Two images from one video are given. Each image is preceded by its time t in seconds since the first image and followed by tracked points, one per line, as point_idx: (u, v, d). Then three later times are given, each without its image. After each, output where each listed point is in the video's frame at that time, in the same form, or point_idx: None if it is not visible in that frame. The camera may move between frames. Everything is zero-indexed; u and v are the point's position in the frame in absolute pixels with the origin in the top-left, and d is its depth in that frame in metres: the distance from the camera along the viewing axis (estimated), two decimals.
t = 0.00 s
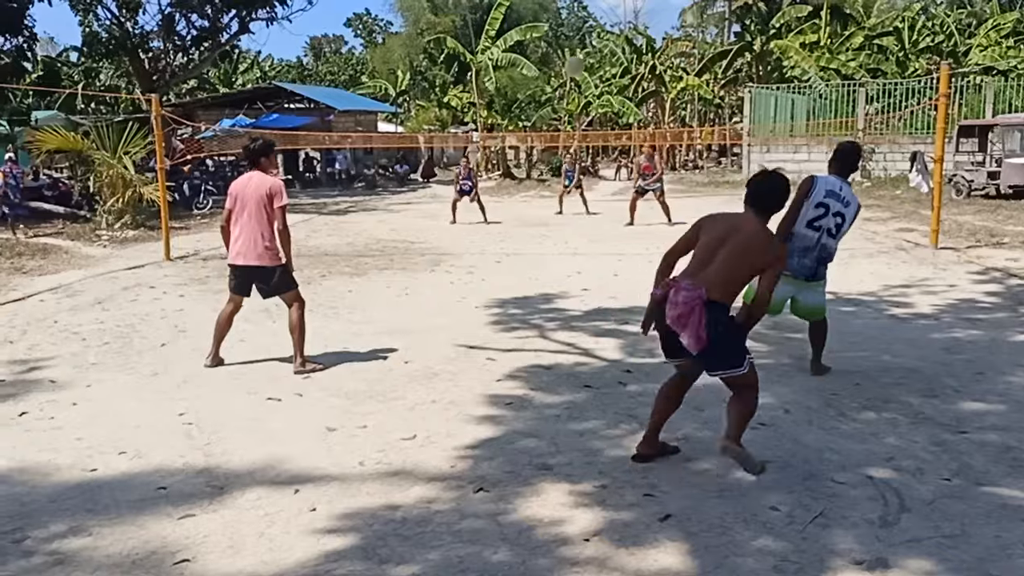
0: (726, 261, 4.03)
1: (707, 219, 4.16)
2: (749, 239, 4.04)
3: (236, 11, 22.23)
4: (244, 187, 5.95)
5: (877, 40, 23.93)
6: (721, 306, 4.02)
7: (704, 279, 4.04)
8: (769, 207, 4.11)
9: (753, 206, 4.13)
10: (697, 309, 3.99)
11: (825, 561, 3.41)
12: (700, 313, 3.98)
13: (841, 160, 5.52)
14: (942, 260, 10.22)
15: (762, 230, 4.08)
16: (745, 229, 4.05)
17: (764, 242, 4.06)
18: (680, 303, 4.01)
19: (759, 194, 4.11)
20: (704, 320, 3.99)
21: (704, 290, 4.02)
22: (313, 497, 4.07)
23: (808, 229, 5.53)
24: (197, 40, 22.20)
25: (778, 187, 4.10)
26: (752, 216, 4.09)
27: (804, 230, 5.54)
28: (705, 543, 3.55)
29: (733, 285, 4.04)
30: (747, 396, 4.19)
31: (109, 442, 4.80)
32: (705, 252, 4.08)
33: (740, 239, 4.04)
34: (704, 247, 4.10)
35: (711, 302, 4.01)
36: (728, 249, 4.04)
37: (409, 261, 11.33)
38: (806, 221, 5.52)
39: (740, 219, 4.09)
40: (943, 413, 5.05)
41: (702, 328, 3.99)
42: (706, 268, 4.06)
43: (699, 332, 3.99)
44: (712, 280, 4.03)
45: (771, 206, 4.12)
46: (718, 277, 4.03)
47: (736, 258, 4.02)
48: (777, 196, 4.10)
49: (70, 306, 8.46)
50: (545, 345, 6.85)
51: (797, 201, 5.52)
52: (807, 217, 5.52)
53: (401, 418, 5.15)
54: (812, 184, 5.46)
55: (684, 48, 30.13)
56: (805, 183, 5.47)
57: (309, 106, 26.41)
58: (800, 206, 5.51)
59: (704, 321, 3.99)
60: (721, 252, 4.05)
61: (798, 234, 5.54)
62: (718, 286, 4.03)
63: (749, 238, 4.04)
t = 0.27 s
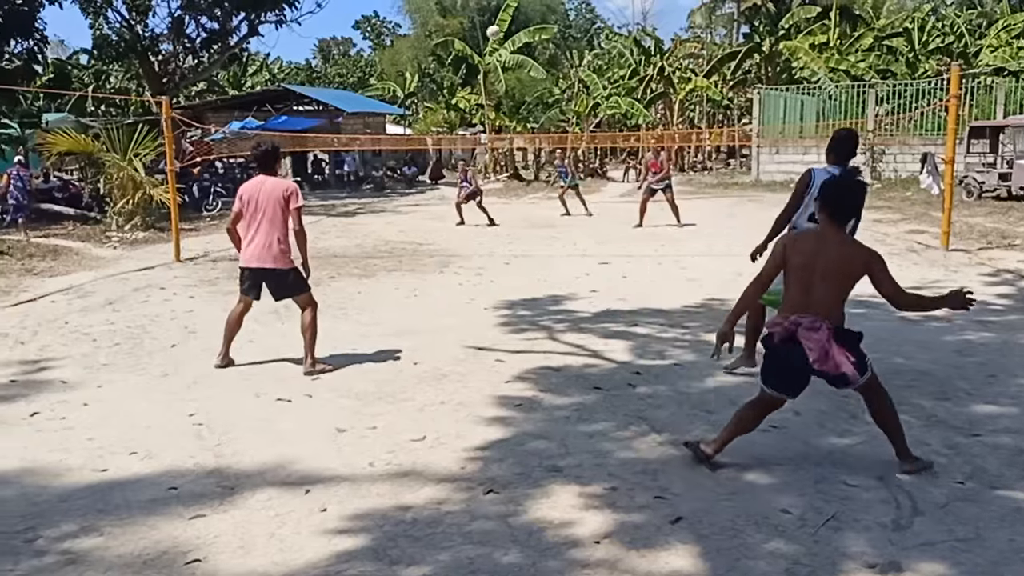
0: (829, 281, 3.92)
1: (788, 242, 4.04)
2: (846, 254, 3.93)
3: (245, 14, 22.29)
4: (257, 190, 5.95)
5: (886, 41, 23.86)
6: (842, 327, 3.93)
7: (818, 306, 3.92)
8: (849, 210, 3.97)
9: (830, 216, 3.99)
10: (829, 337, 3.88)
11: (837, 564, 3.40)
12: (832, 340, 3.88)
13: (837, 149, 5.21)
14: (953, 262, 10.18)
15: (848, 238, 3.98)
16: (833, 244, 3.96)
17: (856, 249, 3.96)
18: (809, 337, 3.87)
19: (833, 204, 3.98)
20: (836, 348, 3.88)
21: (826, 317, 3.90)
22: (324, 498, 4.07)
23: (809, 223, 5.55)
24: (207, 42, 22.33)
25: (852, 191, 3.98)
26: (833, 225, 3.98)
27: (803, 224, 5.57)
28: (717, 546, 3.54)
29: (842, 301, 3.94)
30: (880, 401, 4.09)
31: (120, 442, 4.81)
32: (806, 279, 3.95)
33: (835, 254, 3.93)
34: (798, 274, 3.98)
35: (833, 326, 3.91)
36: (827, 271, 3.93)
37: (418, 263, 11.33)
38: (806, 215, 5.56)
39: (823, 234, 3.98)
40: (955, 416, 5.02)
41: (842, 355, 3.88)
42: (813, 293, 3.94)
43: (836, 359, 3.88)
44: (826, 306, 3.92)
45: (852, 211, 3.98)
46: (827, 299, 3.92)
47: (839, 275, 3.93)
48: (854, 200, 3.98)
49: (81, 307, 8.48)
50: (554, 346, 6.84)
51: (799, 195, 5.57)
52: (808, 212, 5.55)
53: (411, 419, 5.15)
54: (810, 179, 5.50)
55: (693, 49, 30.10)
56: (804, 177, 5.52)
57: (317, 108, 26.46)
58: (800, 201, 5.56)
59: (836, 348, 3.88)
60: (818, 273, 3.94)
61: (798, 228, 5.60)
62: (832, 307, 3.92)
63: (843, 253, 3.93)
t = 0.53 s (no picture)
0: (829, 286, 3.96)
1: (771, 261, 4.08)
2: (831, 259, 3.97)
3: (258, 14, 22.34)
4: (244, 196, 5.94)
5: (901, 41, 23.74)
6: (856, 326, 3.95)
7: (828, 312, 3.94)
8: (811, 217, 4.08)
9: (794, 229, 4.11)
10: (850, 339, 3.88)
11: (851, 566, 3.38)
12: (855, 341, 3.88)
13: (812, 149, 5.24)
14: (968, 263, 10.12)
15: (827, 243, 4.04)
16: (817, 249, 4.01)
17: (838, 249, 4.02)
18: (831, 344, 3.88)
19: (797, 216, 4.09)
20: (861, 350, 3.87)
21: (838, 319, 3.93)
22: (336, 495, 4.08)
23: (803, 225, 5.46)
24: (221, 42, 22.39)
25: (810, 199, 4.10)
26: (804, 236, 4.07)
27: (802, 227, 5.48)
28: (730, 547, 3.53)
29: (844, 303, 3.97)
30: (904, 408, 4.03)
31: (134, 439, 4.83)
32: (803, 294, 3.97)
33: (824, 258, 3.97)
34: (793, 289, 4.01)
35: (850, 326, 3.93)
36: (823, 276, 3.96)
37: (430, 262, 11.34)
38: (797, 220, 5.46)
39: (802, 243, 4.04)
40: (969, 418, 5.00)
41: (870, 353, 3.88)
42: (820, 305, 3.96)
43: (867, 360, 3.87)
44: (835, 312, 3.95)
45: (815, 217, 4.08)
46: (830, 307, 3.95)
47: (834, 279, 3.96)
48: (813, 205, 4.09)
49: (95, 305, 8.52)
50: (566, 346, 6.84)
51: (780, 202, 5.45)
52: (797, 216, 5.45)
53: (422, 417, 5.15)
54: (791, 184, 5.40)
55: (706, 49, 30.06)
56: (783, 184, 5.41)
57: (330, 108, 26.50)
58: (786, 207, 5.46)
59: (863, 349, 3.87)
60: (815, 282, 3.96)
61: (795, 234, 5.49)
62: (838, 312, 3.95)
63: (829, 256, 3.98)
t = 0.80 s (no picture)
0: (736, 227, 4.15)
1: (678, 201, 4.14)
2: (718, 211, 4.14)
3: (271, 13, 22.40)
4: (240, 172, 6.23)
5: (916, 40, 23.63)
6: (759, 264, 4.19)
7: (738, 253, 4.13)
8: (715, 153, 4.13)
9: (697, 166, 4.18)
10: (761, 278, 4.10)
11: (865, 567, 3.37)
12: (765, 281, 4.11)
13: (779, 155, 5.33)
14: (983, 264, 10.05)
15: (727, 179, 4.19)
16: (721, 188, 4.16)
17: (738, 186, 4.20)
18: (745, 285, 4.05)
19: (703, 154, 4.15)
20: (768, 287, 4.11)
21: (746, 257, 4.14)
22: (348, 492, 4.08)
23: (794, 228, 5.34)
24: (234, 40, 22.44)
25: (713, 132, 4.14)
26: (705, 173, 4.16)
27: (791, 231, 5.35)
28: (742, 547, 3.51)
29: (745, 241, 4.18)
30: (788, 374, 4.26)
31: (148, 434, 4.85)
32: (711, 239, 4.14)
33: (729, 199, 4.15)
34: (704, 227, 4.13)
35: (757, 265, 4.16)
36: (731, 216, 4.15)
37: (442, 260, 11.35)
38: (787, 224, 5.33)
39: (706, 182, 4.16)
40: (985, 420, 4.96)
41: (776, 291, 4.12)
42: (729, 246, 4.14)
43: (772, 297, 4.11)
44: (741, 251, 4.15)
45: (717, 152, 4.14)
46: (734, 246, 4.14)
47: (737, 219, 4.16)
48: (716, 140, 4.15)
49: (109, 301, 8.56)
50: (578, 345, 6.83)
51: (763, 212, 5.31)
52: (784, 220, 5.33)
53: (434, 415, 5.15)
54: (772, 190, 5.31)
55: (720, 48, 30.02)
56: (765, 191, 5.30)
57: (343, 106, 26.54)
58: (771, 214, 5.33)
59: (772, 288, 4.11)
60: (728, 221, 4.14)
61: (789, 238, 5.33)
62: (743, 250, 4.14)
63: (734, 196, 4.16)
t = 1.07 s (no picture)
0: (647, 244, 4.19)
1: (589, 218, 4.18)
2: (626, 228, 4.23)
3: (284, 11, 22.46)
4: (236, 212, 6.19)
5: (931, 38, 23.52)
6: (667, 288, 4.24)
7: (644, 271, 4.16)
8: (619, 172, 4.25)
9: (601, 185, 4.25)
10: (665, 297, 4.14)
11: (877, 569, 3.35)
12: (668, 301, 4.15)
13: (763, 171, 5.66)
14: (997, 265, 10.00)
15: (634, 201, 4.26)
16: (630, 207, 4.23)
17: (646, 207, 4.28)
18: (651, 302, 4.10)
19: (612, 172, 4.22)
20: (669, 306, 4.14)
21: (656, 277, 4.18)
22: (360, 490, 4.09)
23: (787, 236, 5.70)
24: (247, 39, 22.50)
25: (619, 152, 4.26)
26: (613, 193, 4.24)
27: (785, 238, 5.70)
28: (754, 548, 3.51)
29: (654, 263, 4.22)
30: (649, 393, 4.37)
31: (160, 431, 4.86)
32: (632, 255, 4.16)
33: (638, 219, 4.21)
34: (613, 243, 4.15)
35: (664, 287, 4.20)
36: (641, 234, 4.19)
37: (453, 259, 11.36)
38: (779, 233, 5.70)
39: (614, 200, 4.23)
40: (999, 421, 4.94)
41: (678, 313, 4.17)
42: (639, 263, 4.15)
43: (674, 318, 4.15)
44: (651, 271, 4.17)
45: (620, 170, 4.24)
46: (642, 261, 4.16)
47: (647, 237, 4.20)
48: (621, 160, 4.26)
49: (123, 298, 8.60)
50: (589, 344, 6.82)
51: (755, 225, 5.73)
52: (775, 230, 5.71)
53: (445, 414, 5.15)
54: (758, 205, 5.72)
55: (732, 47, 29.98)
56: (752, 207, 5.72)
57: (355, 105, 26.56)
58: (763, 225, 5.73)
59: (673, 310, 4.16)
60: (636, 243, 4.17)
61: (783, 245, 5.69)
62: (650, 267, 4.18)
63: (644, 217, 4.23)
